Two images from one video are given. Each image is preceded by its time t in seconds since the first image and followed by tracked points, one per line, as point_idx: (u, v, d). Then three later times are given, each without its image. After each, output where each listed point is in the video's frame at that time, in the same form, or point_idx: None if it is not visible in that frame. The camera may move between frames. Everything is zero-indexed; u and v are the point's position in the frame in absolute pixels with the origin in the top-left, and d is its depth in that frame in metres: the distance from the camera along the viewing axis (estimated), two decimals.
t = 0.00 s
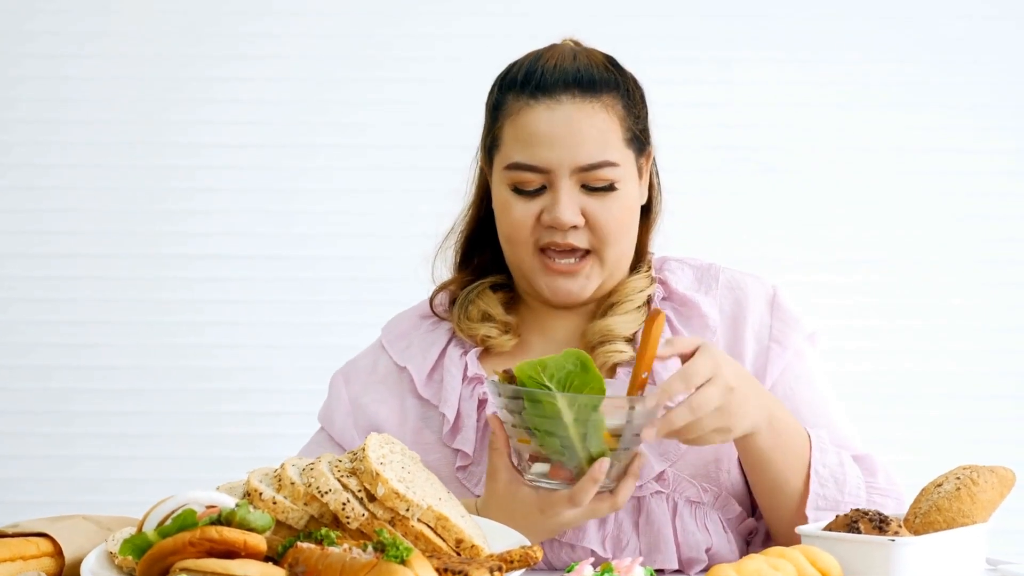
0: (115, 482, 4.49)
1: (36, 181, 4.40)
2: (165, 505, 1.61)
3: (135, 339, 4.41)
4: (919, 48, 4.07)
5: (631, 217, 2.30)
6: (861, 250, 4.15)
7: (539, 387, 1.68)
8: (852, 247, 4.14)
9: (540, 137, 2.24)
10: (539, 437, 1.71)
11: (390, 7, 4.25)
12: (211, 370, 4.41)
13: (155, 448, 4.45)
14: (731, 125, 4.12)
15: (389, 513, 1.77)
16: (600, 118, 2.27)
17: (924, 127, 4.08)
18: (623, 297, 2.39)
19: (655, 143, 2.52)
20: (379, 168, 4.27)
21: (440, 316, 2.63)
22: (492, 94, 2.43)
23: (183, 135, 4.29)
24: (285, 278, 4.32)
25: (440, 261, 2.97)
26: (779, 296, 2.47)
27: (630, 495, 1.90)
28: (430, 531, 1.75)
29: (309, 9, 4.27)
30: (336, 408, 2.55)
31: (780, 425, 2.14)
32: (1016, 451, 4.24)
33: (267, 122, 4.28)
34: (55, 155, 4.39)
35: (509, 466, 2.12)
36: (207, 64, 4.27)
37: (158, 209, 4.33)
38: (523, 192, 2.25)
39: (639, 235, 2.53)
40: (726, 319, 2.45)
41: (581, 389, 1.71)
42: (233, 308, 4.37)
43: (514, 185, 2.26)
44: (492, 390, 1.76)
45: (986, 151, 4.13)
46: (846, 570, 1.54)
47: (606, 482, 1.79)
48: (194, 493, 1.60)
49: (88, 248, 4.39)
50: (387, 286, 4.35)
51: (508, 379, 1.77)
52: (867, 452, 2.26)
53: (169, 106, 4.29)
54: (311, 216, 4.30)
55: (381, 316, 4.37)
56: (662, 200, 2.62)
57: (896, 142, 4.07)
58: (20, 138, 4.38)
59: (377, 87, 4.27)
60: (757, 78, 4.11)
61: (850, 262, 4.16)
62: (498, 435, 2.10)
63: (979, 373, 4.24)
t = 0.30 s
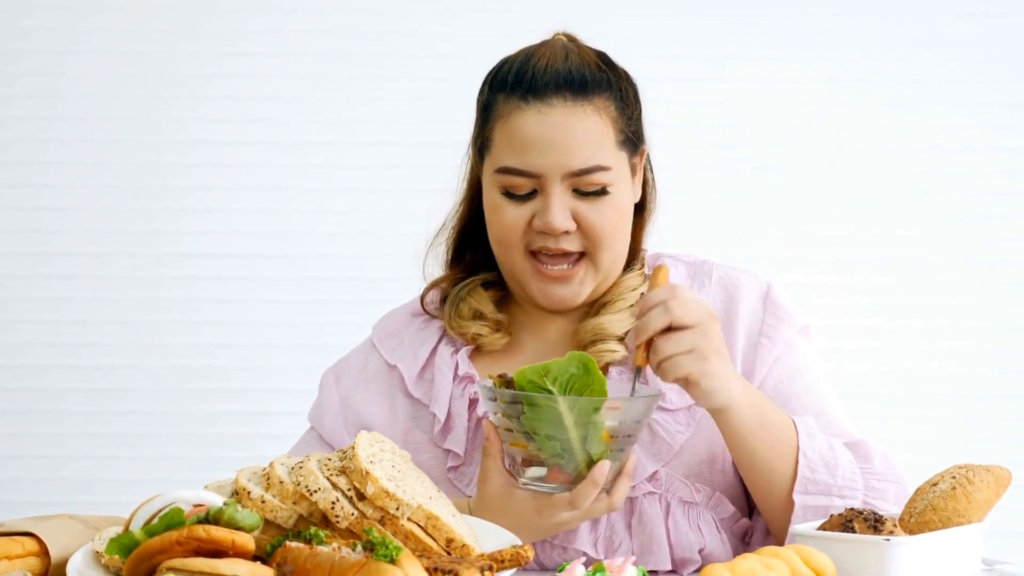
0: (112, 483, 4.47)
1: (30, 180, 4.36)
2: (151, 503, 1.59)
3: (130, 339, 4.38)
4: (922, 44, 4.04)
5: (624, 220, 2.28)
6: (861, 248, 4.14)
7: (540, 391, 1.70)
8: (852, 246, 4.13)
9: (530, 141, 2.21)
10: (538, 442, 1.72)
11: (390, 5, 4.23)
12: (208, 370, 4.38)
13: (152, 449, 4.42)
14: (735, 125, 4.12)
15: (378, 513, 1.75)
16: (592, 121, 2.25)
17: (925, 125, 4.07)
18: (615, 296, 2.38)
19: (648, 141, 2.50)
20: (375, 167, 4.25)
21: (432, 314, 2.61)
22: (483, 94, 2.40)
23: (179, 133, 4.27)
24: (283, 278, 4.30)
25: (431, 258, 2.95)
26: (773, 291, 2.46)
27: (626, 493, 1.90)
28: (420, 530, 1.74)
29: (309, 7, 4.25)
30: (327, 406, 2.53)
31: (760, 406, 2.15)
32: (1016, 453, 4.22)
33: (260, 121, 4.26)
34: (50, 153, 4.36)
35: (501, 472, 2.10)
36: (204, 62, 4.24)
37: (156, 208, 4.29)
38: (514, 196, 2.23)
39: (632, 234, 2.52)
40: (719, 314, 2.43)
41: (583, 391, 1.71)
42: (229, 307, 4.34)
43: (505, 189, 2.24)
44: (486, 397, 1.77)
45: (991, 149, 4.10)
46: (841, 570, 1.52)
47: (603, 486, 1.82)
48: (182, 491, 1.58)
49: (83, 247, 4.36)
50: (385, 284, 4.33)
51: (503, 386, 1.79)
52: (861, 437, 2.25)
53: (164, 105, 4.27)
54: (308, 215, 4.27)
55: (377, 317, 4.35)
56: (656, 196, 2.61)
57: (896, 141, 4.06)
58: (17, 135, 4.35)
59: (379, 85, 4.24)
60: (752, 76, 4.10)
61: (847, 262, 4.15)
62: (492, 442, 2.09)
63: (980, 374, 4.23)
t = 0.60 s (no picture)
0: (105, 487, 4.43)
1: (25, 180, 4.33)
2: (135, 510, 1.57)
3: (124, 342, 4.35)
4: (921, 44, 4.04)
5: (616, 224, 2.26)
6: (860, 248, 4.12)
7: (536, 412, 1.68)
8: (852, 246, 4.12)
9: (518, 148, 2.19)
10: (532, 461, 1.71)
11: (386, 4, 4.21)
12: (202, 373, 4.35)
13: (146, 452, 4.39)
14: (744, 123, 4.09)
15: (365, 518, 1.72)
16: (580, 126, 2.23)
17: (924, 123, 4.06)
18: (608, 299, 2.36)
19: (639, 141, 2.48)
20: (370, 167, 4.23)
21: (423, 316, 2.59)
22: (472, 99, 2.39)
23: (173, 134, 4.24)
24: (277, 279, 4.28)
25: (423, 258, 2.93)
26: (767, 297, 2.45)
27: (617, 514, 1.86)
28: (408, 535, 1.72)
29: (305, 6, 4.23)
30: (317, 409, 2.51)
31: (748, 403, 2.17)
32: (1015, 457, 4.19)
33: (265, 120, 4.22)
34: (44, 153, 4.32)
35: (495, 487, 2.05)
36: (201, 62, 4.22)
37: (150, 210, 4.28)
38: (502, 202, 2.22)
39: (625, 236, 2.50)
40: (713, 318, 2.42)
41: (580, 415, 1.68)
42: (224, 309, 4.32)
43: (493, 195, 2.23)
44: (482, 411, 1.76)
45: (993, 149, 4.10)
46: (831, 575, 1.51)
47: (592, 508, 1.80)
48: (167, 496, 1.56)
49: (78, 248, 4.34)
50: (380, 286, 4.30)
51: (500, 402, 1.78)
52: (850, 445, 2.25)
53: (158, 105, 4.24)
54: (304, 217, 4.25)
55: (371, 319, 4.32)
56: (649, 196, 2.59)
57: (896, 140, 4.05)
58: (16, 136, 4.31)
59: (378, 84, 4.22)
60: (752, 75, 4.08)
61: (845, 263, 4.14)
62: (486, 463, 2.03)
63: (979, 376, 4.20)
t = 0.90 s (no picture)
0: (97, 486, 4.41)
1: (11, 177, 4.29)
2: (118, 510, 1.54)
3: (114, 340, 4.33)
4: (916, 40, 4.03)
5: (608, 229, 2.25)
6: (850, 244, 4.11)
7: (529, 407, 1.67)
8: (842, 242, 4.11)
9: (513, 151, 2.17)
10: (523, 458, 1.69)
11: None
12: (194, 371, 4.32)
13: (137, 451, 4.36)
14: (742, 121, 4.05)
15: (352, 517, 1.71)
16: (576, 131, 2.20)
17: (920, 120, 4.05)
18: (599, 299, 2.34)
19: (634, 143, 2.46)
20: (362, 164, 4.21)
21: (412, 313, 2.57)
22: (467, 98, 2.36)
23: (165, 130, 4.21)
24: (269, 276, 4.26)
25: (413, 255, 2.92)
26: (762, 299, 2.43)
27: (607, 515, 1.85)
28: (394, 535, 1.70)
29: None
30: (304, 409, 2.48)
31: (737, 420, 2.12)
32: (1004, 455, 4.19)
33: (254, 116, 4.21)
34: (28, 149, 4.28)
35: (484, 488, 2.03)
36: (191, 58, 4.19)
37: (142, 208, 4.24)
38: (495, 205, 2.19)
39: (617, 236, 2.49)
40: (706, 319, 2.41)
41: (573, 410, 1.68)
42: (216, 306, 4.30)
43: (486, 197, 2.20)
44: (473, 407, 1.74)
45: (984, 145, 4.08)
46: None
47: (584, 507, 1.77)
48: (151, 496, 1.54)
49: (65, 246, 4.31)
50: (373, 283, 4.28)
51: (490, 399, 1.76)
52: (841, 457, 2.25)
53: (148, 101, 4.21)
54: (296, 214, 4.23)
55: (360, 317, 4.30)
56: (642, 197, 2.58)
57: (890, 137, 4.04)
58: None
59: (370, 81, 4.19)
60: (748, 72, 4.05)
61: (836, 259, 4.13)
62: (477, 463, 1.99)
63: (969, 374, 4.19)
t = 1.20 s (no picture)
0: (89, 485, 4.37)
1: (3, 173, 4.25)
2: (106, 505, 1.52)
3: (106, 337, 4.29)
4: (916, 37, 4.02)
5: (604, 226, 2.23)
6: (848, 242, 4.11)
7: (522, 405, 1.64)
8: (840, 240, 4.10)
9: (507, 149, 2.15)
10: (517, 458, 1.67)
11: None
12: (187, 369, 4.29)
13: (128, 450, 4.32)
14: (739, 117, 4.04)
15: (342, 514, 1.69)
16: (570, 128, 2.18)
17: (919, 117, 4.04)
18: (594, 295, 2.33)
19: (629, 138, 2.44)
20: (356, 160, 4.18)
21: (405, 309, 2.55)
22: (459, 95, 2.34)
23: (159, 126, 4.18)
24: (262, 273, 4.24)
25: (406, 251, 2.90)
26: (760, 295, 2.42)
27: (601, 514, 1.84)
28: (386, 531, 1.68)
29: None
30: (294, 405, 2.46)
31: (734, 413, 2.11)
32: (1003, 454, 4.19)
33: (251, 112, 4.17)
34: (21, 145, 4.24)
35: (478, 487, 2.01)
36: (186, 52, 4.16)
37: (134, 204, 4.21)
38: (489, 203, 2.18)
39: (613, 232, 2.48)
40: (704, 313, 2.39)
41: (567, 409, 1.66)
42: (209, 304, 4.27)
43: (480, 196, 2.18)
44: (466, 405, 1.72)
45: (983, 142, 4.07)
46: (819, 573, 1.48)
47: (578, 507, 1.76)
48: (138, 491, 1.51)
49: (58, 242, 4.28)
50: (368, 280, 4.26)
51: (484, 397, 1.74)
52: (839, 457, 2.23)
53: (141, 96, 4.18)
54: (290, 210, 4.21)
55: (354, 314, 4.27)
56: (638, 193, 2.56)
57: (888, 134, 4.03)
58: None
59: (365, 76, 4.17)
60: (748, 68, 4.04)
61: (835, 257, 4.12)
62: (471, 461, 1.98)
63: (967, 372, 4.18)
